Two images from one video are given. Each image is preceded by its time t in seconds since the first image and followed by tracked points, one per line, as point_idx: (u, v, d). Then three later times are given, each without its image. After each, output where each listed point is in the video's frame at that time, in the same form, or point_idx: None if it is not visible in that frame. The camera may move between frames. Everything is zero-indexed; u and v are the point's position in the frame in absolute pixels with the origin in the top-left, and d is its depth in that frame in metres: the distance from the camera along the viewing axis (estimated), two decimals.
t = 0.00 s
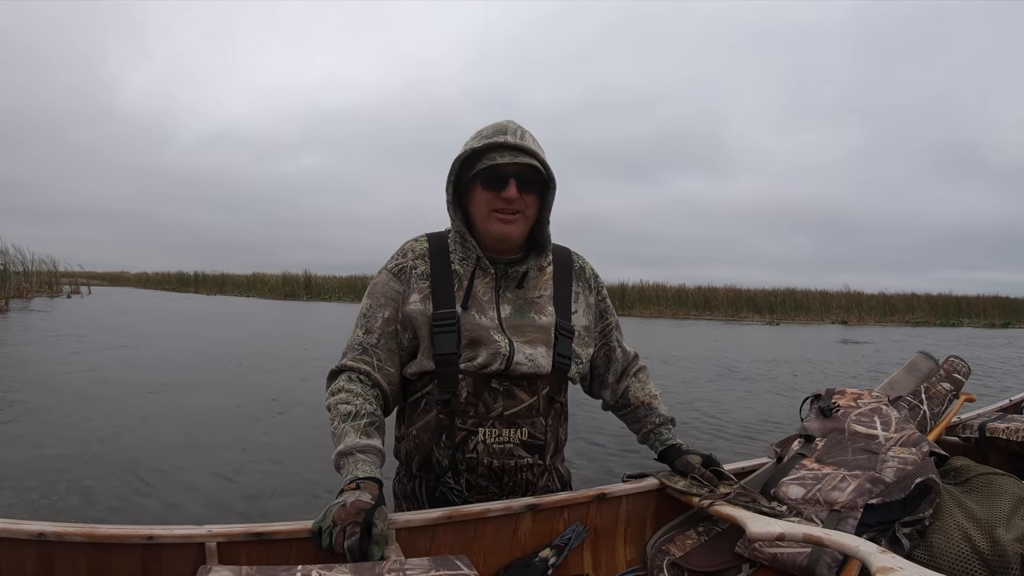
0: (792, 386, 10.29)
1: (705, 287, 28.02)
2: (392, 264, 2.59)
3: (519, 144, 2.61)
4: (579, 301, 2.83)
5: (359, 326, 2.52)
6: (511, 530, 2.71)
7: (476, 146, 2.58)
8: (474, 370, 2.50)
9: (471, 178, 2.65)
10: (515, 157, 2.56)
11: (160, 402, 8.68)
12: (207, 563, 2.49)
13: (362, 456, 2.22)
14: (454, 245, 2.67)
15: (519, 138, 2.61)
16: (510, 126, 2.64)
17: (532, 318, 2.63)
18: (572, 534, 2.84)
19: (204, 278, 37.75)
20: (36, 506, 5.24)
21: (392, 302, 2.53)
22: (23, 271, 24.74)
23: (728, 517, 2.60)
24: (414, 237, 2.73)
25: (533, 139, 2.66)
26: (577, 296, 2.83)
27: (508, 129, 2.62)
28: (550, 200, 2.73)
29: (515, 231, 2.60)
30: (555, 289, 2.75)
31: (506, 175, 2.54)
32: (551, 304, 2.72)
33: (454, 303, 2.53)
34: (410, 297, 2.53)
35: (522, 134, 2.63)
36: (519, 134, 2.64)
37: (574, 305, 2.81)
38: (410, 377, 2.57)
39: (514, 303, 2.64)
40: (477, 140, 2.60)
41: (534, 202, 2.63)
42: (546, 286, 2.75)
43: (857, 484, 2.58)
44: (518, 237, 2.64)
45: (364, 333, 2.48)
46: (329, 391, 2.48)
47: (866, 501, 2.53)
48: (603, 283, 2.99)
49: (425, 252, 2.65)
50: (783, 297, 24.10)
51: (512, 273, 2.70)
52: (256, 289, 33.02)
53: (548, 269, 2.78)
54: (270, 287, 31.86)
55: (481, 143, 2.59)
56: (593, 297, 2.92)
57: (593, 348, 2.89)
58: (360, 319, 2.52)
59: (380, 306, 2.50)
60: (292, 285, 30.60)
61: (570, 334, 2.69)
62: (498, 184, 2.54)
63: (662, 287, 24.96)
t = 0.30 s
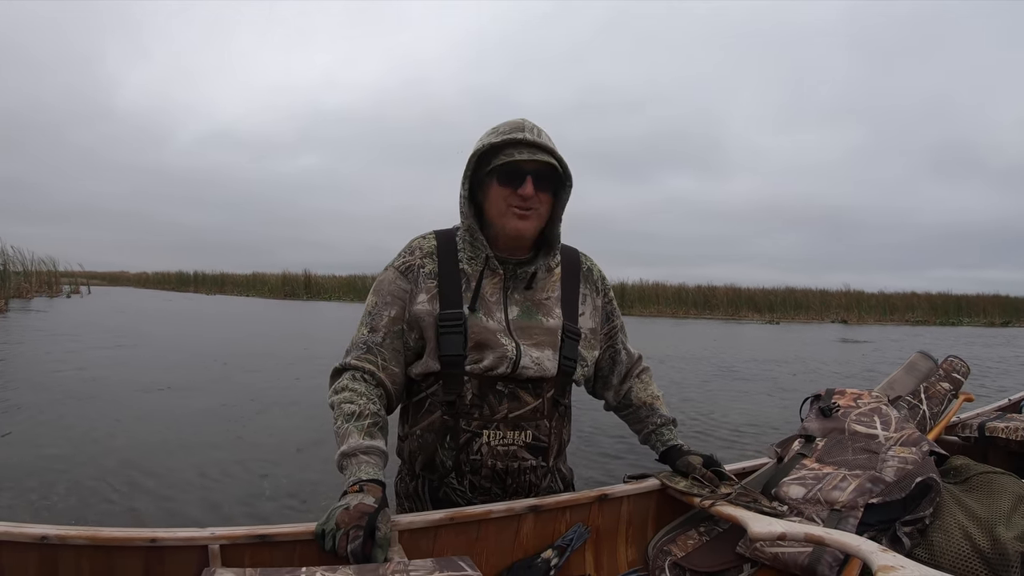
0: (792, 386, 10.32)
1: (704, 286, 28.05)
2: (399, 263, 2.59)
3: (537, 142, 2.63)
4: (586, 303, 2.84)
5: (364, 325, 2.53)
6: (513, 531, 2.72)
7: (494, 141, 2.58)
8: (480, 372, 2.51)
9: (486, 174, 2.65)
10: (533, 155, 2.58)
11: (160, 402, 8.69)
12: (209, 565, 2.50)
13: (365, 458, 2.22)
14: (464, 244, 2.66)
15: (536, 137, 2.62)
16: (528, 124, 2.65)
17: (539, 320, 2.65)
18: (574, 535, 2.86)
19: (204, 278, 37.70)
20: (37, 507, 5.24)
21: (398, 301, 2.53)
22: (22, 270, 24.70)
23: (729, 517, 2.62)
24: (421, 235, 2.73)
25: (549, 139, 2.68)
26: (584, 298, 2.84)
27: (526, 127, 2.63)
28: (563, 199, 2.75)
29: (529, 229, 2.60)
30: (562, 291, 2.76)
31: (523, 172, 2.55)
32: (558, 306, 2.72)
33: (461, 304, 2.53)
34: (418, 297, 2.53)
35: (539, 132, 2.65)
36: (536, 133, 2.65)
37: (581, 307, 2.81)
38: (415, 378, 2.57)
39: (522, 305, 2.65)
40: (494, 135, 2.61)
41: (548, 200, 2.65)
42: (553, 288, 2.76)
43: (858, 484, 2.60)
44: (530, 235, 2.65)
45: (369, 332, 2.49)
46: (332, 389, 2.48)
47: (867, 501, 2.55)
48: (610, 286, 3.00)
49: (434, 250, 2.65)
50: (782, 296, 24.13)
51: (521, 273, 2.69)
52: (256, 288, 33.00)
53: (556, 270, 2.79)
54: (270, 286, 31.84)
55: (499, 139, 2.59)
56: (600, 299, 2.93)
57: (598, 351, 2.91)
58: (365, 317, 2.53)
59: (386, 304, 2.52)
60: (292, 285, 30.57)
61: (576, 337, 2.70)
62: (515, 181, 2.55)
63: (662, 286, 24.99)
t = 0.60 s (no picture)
0: (794, 385, 10.30)
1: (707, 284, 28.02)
2: (405, 262, 2.59)
3: (524, 129, 2.63)
4: (595, 302, 2.82)
5: (371, 323, 2.52)
6: (514, 531, 2.71)
7: (481, 133, 2.62)
8: (484, 371, 2.50)
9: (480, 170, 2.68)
10: (519, 141, 2.59)
11: (161, 401, 8.69)
12: (208, 566, 2.49)
13: (365, 456, 2.22)
14: (470, 242, 2.67)
15: (523, 124, 2.63)
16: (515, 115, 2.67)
17: (545, 319, 2.62)
18: (574, 535, 2.85)
19: (206, 277, 37.69)
20: (36, 507, 5.24)
21: (404, 300, 2.52)
22: (25, 269, 24.71)
23: (729, 516, 2.61)
24: (429, 233, 2.72)
25: (538, 126, 2.68)
26: (593, 297, 2.81)
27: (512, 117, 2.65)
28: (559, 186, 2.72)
29: (523, 216, 2.59)
30: (570, 290, 2.73)
31: (511, 158, 2.55)
32: (566, 305, 2.70)
33: (466, 302, 2.53)
34: (423, 295, 2.53)
35: (526, 120, 2.66)
36: (524, 121, 2.66)
37: (590, 306, 2.79)
38: (421, 376, 2.57)
39: (527, 303, 2.62)
40: (482, 129, 2.65)
41: (541, 185, 2.62)
42: (561, 286, 2.73)
43: (859, 484, 2.59)
44: (528, 223, 2.63)
45: (376, 330, 2.48)
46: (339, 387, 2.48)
47: (868, 501, 2.53)
48: (620, 284, 2.97)
49: (440, 249, 2.64)
50: (784, 295, 24.10)
51: (527, 270, 2.68)
52: (258, 287, 32.99)
53: (565, 267, 2.77)
54: (272, 285, 31.83)
55: (486, 131, 2.63)
56: (609, 298, 2.90)
57: (606, 351, 2.89)
58: (372, 316, 2.53)
59: (393, 303, 2.50)
60: (294, 283, 30.55)
61: (584, 336, 2.68)
62: (504, 168, 2.56)
63: (665, 284, 24.97)
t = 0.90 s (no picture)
0: (793, 387, 10.27)
1: (707, 284, 27.97)
2: (409, 261, 2.58)
3: (514, 128, 2.59)
4: (599, 300, 2.78)
5: (377, 321, 2.52)
6: (510, 532, 2.68)
7: (471, 136, 2.60)
8: (484, 370, 2.47)
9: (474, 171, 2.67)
10: (507, 140, 2.55)
11: (160, 402, 8.67)
12: (202, 568, 2.46)
13: (364, 457, 2.18)
14: (469, 241, 2.64)
15: (513, 123, 2.58)
16: (508, 114, 2.63)
17: (546, 317, 2.58)
18: (571, 536, 2.81)
19: (206, 276, 37.70)
20: (33, 507, 5.22)
21: (408, 298, 2.53)
22: (25, 268, 24.70)
23: (727, 519, 2.57)
24: (433, 234, 2.71)
25: (530, 123, 2.63)
26: (598, 294, 2.77)
27: (504, 117, 2.62)
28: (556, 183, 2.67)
29: (517, 217, 2.56)
30: (573, 287, 2.69)
31: (500, 160, 2.53)
32: (569, 303, 2.66)
33: (466, 301, 2.51)
34: (425, 294, 2.52)
35: (518, 119, 2.61)
36: (516, 120, 2.62)
37: (595, 304, 2.75)
38: (425, 375, 2.56)
39: (529, 301, 2.59)
40: (473, 131, 2.63)
41: (534, 185, 2.59)
42: (564, 283, 2.69)
43: (858, 488, 2.55)
44: (522, 223, 2.60)
45: (381, 329, 2.48)
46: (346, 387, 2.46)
47: (866, 505, 2.50)
48: (626, 282, 2.92)
49: (443, 249, 2.63)
50: (785, 295, 24.04)
51: (527, 268, 2.65)
52: (258, 287, 32.99)
53: (568, 265, 2.73)
54: (272, 285, 31.81)
55: (477, 132, 2.61)
56: (614, 296, 2.86)
57: (610, 350, 2.85)
58: (378, 315, 2.53)
59: (398, 301, 2.50)
60: (294, 283, 30.54)
61: (587, 334, 2.63)
62: (494, 170, 2.54)
63: (665, 285, 24.93)
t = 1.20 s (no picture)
0: (789, 388, 10.24)
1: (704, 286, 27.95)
2: (409, 254, 2.49)
3: (531, 126, 2.52)
4: (601, 298, 2.74)
5: (372, 315, 2.43)
6: (498, 535, 2.63)
7: (487, 130, 2.51)
8: (490, 368, 2.41)
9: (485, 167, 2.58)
10: (526, 139, 2.48)
11: (153, 399, 8.61)
12: (187, 569, 2.41)
13: (351, 454, 2.11)
14: (475, 237, 2.58)
15: (530, 120, 2.52)
16: (521, 110, 2.56)
17: (552, 314, 2.54)
18: (561, 539, 2.76)
19: (203, 273, 37.61)
20: (22, 506, 5.16)
21: (408, 291, 2.43)
22: (21, 265, 24.58)
23: (718, 524, 2.54)
24: (433, 228, 2.62)
25: (545, 120, 2.57)
26: (600, 292, 2.74)
27: (519, 113, 2.54)
28: (567, 182, 2.64)
29: (532, 216, 2.51)
30: (577, 285, 2.64)
31: (519, 158, 2.45)
32: (573, 300, 2.62)
33: (471, 296, 2.43)
34: (428, 288, 2.43)
35: (533, 117, 2.55)
36: (530, 117, 2.55)
37: (597, 301, 2.71)
38: (427, 373, 2.48)
39: (534, 297, 2.55)
40: (487, 125, 2.52)
41: (549, 184, 2.54)
42: (568, 281, 2.65)
43: (851, 492, 2.51)
44: (536, 222, 2.55)
45: (377, 322, 2.39)
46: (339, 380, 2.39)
47: (860, 510, 2.46)
48: (625, 281, 2.90)
49: (444, 244, 2.55)
50: (782, 296, 24.04)
51: (533, 265, 2.60)
52: (255, 284, 32.90)
53: (571, 264, 2.68)
54: (269, 283, 31.73)
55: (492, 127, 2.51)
56: (615, 295, 2.83)
57: (611, 349, 2.80)
58: (374, 308, 2.44)
59: (397, 295, 2.41)
60: (290, 281, 30.49)
61: (592, 331, 2.59)
62: (511, 167, 2.46)
63: (662, 286, 24.90)
